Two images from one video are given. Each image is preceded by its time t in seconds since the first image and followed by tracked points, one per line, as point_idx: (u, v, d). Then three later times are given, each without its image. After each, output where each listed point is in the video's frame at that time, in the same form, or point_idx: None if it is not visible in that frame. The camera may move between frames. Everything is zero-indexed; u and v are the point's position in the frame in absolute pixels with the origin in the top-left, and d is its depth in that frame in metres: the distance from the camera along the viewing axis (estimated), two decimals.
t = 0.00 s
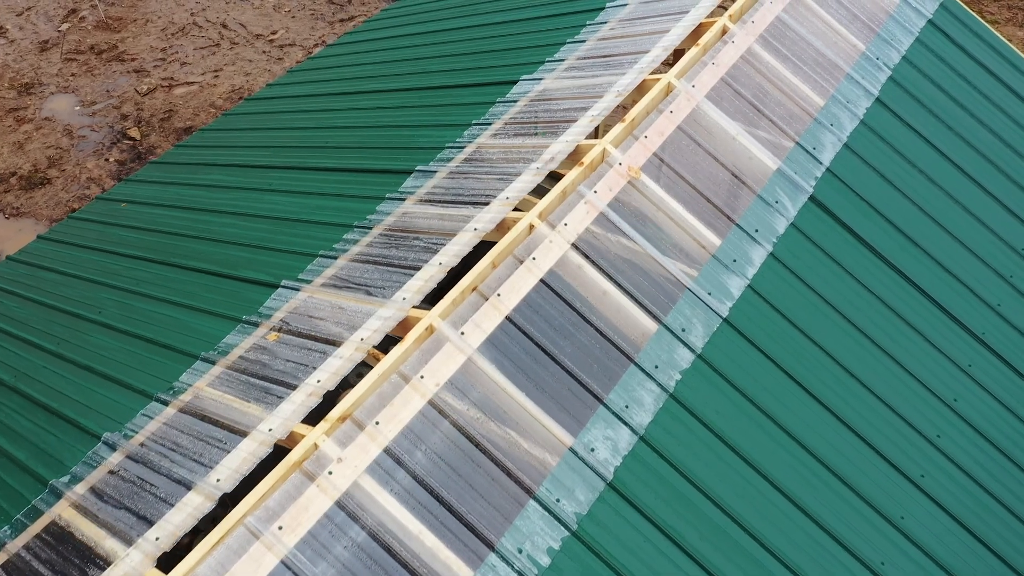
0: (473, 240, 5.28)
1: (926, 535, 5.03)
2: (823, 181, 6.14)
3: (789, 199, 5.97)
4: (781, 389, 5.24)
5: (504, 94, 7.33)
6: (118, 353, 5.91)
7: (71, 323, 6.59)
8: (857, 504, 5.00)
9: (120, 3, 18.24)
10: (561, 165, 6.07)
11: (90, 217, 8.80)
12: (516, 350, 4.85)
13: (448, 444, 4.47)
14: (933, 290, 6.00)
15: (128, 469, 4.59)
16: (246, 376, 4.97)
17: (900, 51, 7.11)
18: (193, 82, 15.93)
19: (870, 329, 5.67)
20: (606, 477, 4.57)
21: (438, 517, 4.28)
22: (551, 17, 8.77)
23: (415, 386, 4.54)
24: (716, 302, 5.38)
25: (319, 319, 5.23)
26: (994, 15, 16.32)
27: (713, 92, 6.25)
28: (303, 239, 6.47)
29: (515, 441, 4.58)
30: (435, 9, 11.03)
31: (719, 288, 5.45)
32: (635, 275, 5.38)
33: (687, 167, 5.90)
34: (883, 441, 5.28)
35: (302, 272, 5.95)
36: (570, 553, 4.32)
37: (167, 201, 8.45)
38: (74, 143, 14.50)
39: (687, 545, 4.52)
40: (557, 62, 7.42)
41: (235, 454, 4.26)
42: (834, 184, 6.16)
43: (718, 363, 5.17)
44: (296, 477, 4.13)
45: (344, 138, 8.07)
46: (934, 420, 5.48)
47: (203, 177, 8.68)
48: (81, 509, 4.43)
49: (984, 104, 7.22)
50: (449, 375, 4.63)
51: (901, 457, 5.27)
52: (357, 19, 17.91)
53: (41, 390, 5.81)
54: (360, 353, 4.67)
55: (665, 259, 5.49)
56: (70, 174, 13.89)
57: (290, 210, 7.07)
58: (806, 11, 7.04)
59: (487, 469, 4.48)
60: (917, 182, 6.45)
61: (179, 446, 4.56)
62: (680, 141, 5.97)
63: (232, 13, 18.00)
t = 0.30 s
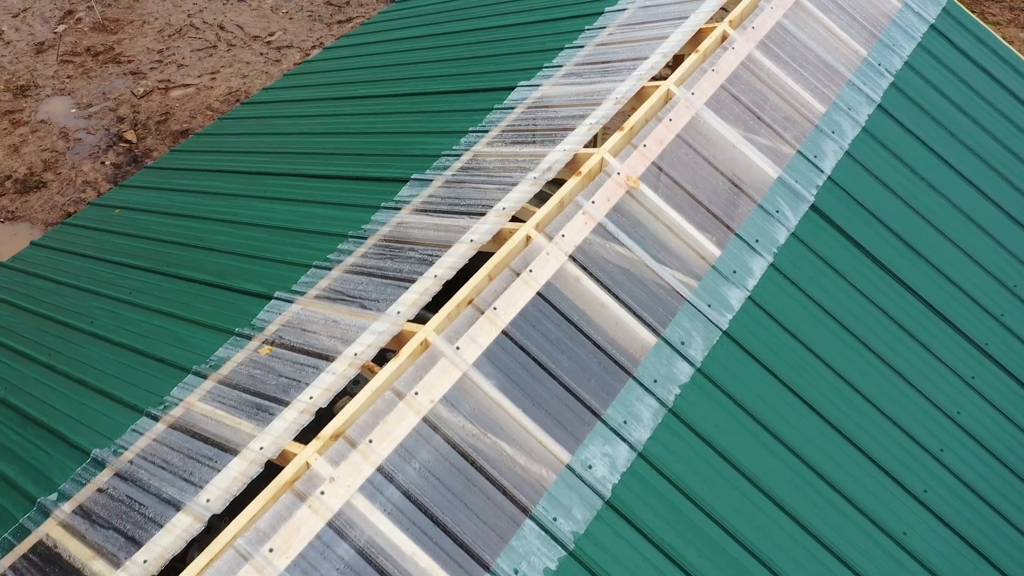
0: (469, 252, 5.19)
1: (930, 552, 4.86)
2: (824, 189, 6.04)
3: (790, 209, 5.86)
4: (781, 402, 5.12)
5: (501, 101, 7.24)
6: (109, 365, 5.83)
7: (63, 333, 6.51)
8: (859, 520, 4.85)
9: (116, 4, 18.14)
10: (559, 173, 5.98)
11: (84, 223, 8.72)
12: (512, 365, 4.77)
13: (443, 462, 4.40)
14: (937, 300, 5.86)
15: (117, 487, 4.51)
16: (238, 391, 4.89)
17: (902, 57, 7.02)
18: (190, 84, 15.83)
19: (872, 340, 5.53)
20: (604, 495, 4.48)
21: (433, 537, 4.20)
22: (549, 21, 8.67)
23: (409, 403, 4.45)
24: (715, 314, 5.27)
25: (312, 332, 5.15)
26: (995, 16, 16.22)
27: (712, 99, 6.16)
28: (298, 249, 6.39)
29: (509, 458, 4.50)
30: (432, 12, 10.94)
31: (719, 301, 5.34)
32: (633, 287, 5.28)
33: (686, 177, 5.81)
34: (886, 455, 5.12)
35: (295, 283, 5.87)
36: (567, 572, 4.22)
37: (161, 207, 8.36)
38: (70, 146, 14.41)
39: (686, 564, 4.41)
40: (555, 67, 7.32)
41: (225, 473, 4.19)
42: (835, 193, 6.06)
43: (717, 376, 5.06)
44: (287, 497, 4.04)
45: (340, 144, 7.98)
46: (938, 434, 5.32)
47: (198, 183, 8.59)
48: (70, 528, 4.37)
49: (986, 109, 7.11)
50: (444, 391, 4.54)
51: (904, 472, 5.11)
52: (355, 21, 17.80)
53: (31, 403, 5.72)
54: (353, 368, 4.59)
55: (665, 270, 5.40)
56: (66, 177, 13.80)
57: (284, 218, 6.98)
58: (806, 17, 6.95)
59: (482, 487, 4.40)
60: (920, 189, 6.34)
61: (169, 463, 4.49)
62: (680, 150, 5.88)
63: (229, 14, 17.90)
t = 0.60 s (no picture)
0: (465, 265, 5.09)
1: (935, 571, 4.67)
2: (826, 199, 5.91)
3: (791, 219, 5.72)
4: (781, 417, 4.99)
5: (499, 108, 7.15)
6: (101, 380, 5.76)
7: (55, 345, 6.43)
8: (862, 539, 4.68)
9: (113, 6, 18.04)
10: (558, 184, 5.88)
11: (78, 231, 8.64)
12: (509, 382, 4.68)
13: (438, 483, 4.32)
14: (939, 310, 5.71)
15: (106, 508, 4.45)
16: (231, 408, 4.82)
17: (905, 63, 6.91)
18: (187, 87, 15.73)
19: (875, 353, 5.38)
20: (602, 515, 4.37)
21: (427, 560, 4.11)
22: (547, 26, 8.57)
23: (404, 422, 4.36)
24: (716, 328, 5.14)
25: (306, 348, 5.07)
26: (998, 18, 16.11)
27: (713, 107, 6.06)
28: (292, 260, 6.30)
29: (505, 478, 4.40)
30: (429, 16, 10.86)
31: (720, 314, 5.21)
32: (632, 301, 5.18)
33: (686, 187, 5.71)
34: (887, 471, 4.97)
35: (289, 296, 5.78)
36: None
37: (155, 215, 8.28)
38: (66, 149, 14.31)
39: None
40: (553, 74, 7.23)
41: (216, 495, 4.13)
42: (837, 201, 5.93)
43: (718, 392, 4.93)
44: (279, 520, 3.96)
45: (335, 151, 7.90)
46: (942, 449, 5.15)
47: (193, 191, 8.51)
48: (57, 551, 4.30)
49: (990, 116, 7.00)
50: (439, 409, 4.45)
51: (906, 488, 4.95)
52: (353, 23, 17.68)
53: (22, 418, 5.65)
54: (347, 386, 4.52)
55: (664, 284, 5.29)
56: (62, 181, 13.70)
57: (279, 228, 6.90)
58: (808, 23, 6.85)
59: (478, 508, 4.32)
60: (923, 197, 6.21)
61: (159, 484, 4.42)
62: (680, 160, 5.79)
63: (227, 16, 17.79)
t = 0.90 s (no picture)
0: (461, 280, 5.00)
1: None
2: (829, 210, 5.78)
3: (794, 230, 5.59)
4: (782, 434, 4.83)
5: (496, 116, 7.05)
6: (92, 396, 5.70)
7: (46, 358, 6.35)
8: (866, 559, 4.52)
9: (109, 7, 17.94)
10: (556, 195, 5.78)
11: (71, 239, 8.54)
12: (505, 400, 4.58)
13: (433, 505, 4.21)
14: (944, 322, 5.54)
15: (93, 531, 4.40)
16: (221, 427, 4.75)
17: (909, 70, 6.81)
18: (183, 90, 15.63)
19: (876, 365, 5.22)
20: (601, 537, 4.24)
21: None
22: (545, 32, 8.48)
23: (398, 443, 4.27)
24: (716, 344, 5.00)
25: (299, 365, 4.98)
26: (1000, 19, 16.01)
27: (714, 117, 5.96)
28: (287, 272, 6.21)
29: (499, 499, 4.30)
30: (427, 20, 10.77)
31: (721, 329, 5.07)
32: (630, 315, 5.05)
33: (687, 199, 5.61)
34: (892, 488, 4.81)
35: (283, 310, 5.69)
36: None
37: (149, 223, 8.20)
38: (62, 153, 14.20)
39: None
40: (552, 81, 7.12)
41: (205, 520, 4.06)
42: (839, 212, 5.80)
43: (718, 409, 4.79)
44: (270, 546, 3.87)
45: (330, 159, 7.80)
46: (946, 465, 4.97)
47: (187, 198, 8.42)
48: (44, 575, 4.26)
49: (994, 124, 6.89)
50: (434, 430, 4.35)
51: (911, 505, 4.78)
52: (351, 25, 17.55)
53: (12, 434, 5.58)
54: (340, 406, 4.43)
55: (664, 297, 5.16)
56: (57, 185, 13.59)
57: (273, 239, 6.81)
58: (810, 29, 6.74)
59: (474, 531, 4.21)
60: (927, 206, 6.08)
61: (147, 506, 4.37)
62: (680, 170, 5.68)
63: (224, 18, 17.68)
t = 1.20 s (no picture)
0: (451, 296, 4.90)
1: None
2: (823, 219, 5.69)
3: (788, 240, 5.51)
4: (776, 448, 4.69)
5: (486, 124, 6.95)
6: (76, 417, 5.60)
7: (28, 377, 6.23)
8: None
9: (96, 12, 17.77)
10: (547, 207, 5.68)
11: (56, 250, 8.39)
12: (496, 420, 4.46)
13: (423, 531, 4.10)
14: (940, 330, 5.41)
15: (73, 561, 4.36)
16: (205, 450, 4.67)
17: (903, 75, 6.74)
18: (171, 95, 15.46)
19: (870, 375, 5.08)
20: (595, 559, 4.12)
21: None
22: (534, 37, 8.38)
23: (386, 467, 4.15)
24: (711, 358, 4.88)
25: (285, 385, 4.88)
26: (992, 19, 16.03)
27: (706, 125, 5.87)
28: (273, 287, 6.11)
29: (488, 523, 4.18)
30: (417, 25, 10.67)
31: (715, 343, 4.94)
32: (622, 329, 4.94)
33: (679, 210, 5.52)
34: (887, 502, 4.64)
35: (269, 327, 5.59)
36: None
37: (135, 234, 8.08)
38: (48, 161, 14.01)
39: None
40: (542, 89, 7.02)
41: (188, 549, 3.96)
42: (834, 221, 5.71)
43: (714, 426, 4.66)
44: None
45: (318, 169, 7.69)
46: (944, 478, 4.79)
47: (173, 209, 8.28)
48: None
49: (989, 129, 6.82)
50: (423, 452, 4.24)
51: (908, 520, 4.60)
52: (341, 28, 17.38)
53: None
54: (326, 429, 4.33)
55: (657, 310, 5.05)
56: (43, 194, 13.39)
57: (260, 252, 6.70)
58: (803, 35, 6.67)
59: (465, 557, 4.08)
60: (921, 214, 6.00)
61: (129, 535, 4.32)
62: (673, 181, 5.59)
63: (212, 22, 17.52)
